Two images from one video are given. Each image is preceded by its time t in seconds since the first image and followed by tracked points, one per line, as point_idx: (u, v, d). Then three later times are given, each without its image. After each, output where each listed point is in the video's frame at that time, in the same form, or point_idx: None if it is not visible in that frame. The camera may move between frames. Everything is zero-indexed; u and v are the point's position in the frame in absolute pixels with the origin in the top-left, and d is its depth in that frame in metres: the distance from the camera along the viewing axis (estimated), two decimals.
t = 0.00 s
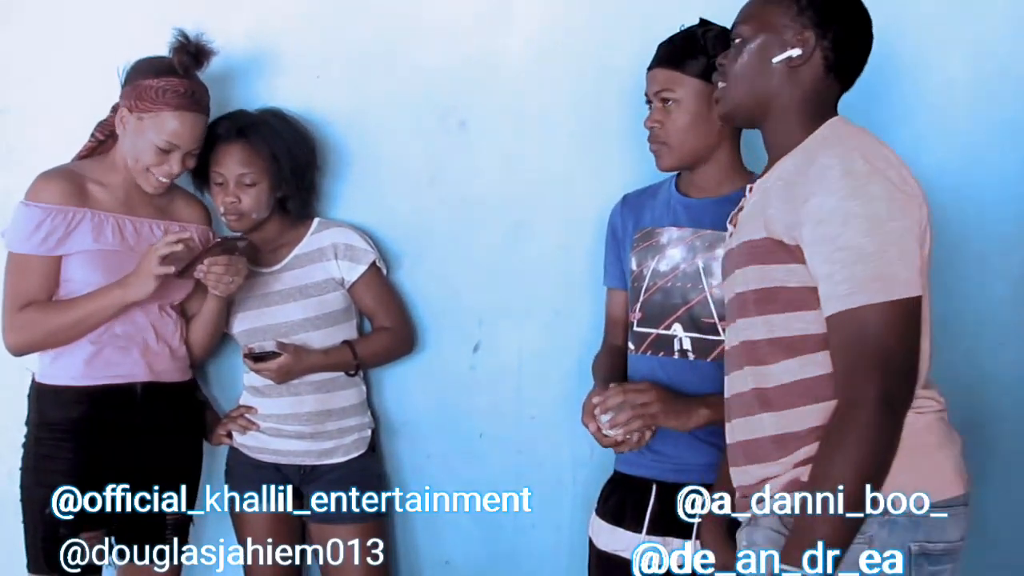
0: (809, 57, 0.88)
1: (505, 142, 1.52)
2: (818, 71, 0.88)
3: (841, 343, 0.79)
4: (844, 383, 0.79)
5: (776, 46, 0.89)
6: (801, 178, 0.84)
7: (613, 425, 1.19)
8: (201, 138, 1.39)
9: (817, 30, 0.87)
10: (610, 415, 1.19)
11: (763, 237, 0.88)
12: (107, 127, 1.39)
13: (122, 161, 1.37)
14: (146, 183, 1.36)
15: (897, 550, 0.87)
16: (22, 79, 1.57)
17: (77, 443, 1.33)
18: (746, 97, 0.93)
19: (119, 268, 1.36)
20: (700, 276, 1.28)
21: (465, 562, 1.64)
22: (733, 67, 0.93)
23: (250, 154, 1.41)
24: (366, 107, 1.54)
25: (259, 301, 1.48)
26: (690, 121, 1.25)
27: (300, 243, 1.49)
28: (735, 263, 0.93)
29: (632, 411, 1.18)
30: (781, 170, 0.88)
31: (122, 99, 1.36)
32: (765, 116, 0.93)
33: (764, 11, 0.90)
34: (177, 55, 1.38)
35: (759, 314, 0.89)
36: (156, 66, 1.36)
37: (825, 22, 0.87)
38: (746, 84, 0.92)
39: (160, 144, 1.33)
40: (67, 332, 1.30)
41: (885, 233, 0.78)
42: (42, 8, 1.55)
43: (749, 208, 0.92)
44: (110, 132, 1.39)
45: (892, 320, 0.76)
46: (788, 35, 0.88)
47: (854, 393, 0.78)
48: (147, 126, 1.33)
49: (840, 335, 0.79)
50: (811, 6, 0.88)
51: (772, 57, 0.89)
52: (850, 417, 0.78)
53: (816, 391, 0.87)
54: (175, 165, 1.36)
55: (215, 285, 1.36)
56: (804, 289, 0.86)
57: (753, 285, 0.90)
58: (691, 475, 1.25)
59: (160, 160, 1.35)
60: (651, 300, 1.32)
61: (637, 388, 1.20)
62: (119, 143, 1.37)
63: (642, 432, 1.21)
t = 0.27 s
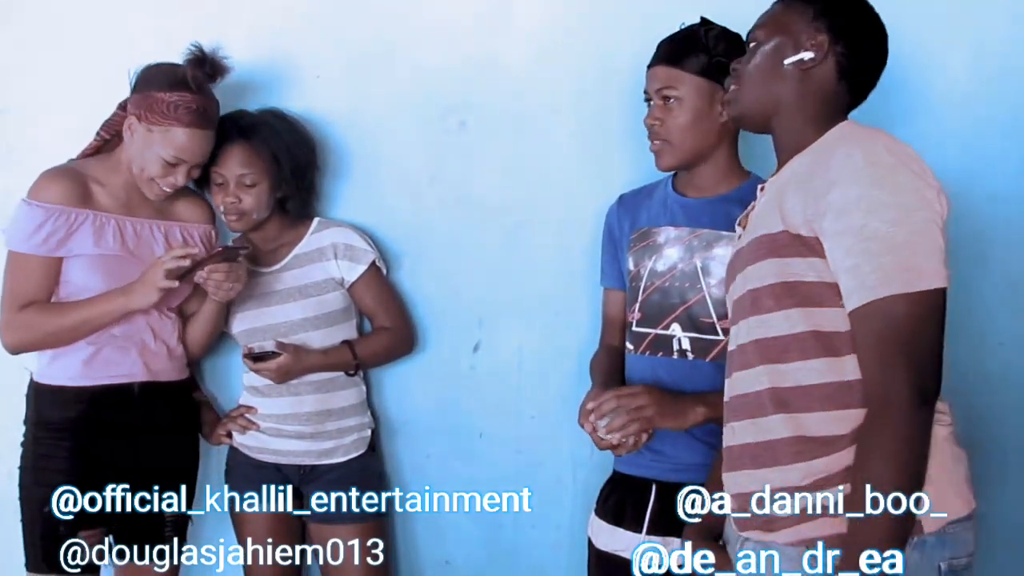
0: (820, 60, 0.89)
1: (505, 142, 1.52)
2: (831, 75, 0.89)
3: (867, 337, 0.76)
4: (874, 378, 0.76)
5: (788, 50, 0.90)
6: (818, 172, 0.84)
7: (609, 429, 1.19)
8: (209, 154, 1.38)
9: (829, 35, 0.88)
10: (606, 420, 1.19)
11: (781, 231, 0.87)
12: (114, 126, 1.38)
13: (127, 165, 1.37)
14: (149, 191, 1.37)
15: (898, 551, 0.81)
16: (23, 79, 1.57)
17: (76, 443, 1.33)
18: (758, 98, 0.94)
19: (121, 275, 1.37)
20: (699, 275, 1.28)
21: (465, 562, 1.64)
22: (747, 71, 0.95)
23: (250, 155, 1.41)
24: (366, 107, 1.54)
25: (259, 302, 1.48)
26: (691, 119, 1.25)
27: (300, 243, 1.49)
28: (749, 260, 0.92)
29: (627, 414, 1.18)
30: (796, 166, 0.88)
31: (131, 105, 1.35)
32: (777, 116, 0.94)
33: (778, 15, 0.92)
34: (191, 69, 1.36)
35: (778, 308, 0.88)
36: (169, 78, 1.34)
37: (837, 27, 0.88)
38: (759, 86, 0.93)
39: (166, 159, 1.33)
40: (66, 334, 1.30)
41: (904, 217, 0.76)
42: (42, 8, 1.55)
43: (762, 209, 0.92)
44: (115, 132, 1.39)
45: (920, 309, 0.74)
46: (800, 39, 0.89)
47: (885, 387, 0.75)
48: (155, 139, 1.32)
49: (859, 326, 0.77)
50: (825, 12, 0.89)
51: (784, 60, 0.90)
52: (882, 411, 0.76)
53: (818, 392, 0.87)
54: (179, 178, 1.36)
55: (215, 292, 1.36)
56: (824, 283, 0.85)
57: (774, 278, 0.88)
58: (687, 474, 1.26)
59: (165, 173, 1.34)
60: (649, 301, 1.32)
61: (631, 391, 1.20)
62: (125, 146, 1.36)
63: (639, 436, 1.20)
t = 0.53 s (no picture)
0: (826, 63, 0.89)
1: (505, 142, 1.52)
2: (840, 75, 0.89)
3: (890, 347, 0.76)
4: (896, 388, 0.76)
5: (794, 54, 0.90)
6: (847, 172, 0.82)
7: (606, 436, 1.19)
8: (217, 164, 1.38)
9: (835, 37, 0.89)
10: (604, 430, 1.19)
11: (804, 231, 0.86)
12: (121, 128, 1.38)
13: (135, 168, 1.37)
14: (158, 195, 1.38)
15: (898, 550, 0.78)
16: (23, 79, 1.57)
17: (76, 443, 1.33)
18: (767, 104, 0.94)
19: (123, 279, 1.37)
20: (696, 275, 1.28)
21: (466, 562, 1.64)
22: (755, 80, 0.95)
23: (251, 157, 1.41)
24: (366, 107, 1.54)
25: (258, 302, 1.48)
26: (691, 118, 1.25)
27: (301, 243, 1.49)
28: (761, 259, 0.91)
29: (625, 423, 1.18)
30: (828, 164, 0.86)
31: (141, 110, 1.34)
32: (787, 121, 0.93)
33: (784, 23, 0.93)
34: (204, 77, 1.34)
35: (787, 309, 0.87)
36: (181, 86, 1.32)
37: (843, 29, 0.88)
38: (767, 92, 0.93)
39: (176, 168, 1.33)
40: (68, 339, 1.30)
41: (929, 221, 0.75)
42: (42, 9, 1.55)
43: (779, 208, 0.91)
44: (122, 134, 1.39)
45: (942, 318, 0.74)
46: (806, 43, 0.90)
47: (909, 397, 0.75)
48: (165, 148, 1.32)
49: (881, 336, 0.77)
50: (829, 17, 0.90)
51: (790, 64, 0.91)
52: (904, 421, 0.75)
53: (816, 392, 0.87)
54: (188, 186, 1.37)
55: (218, 299, 1.37)
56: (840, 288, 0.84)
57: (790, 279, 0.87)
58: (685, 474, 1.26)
59: (173, 181, 1.35)
60: (647, 301, 1.32)
61: (628, 398, 1.20)
62: (134, 149, 1.36)
63: (638, 444, 1.21)
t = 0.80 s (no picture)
0: (855, 60, 0.88)
1: (505, 142, 1.52)
2: (866, 73, 0.89)
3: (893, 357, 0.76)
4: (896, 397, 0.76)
5: (823, 48, 0.89)
6: (863, 176, 0.83)
7: (596, 435, 1.17)
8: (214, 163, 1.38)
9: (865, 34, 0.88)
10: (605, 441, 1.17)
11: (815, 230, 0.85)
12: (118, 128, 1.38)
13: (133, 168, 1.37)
14: (156, 195, 1.38)
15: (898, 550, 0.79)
16: (23, 79, 1.57)
17: (76, 443, 1.33)
18: (787, 95, 0.93)
19: (123, 279, 1.37)
20: (690, 275, 1.28)
21: (466, 562, 1.64)
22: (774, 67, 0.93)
23: (253, 158, 1.41)
24: (366, 107, 1.54)
25: (258, 303, 1.48)
26: (695, 117, 1.24)
27: (300, 245, 1.49)
28: (763, 256, 0.90)
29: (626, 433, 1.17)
30: (841, 165, 0.86)
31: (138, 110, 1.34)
32: (807, 114, 0.93)
33: (810, 11, 0.91)
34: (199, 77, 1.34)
35: (790, 309, 0.87)
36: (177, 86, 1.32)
37: (873, 27, 0.88)
38: (789, 83, 0.92)
39: (173, 168, 1.33)
40: (70, 339, 1.30)
41: (933, 230, 0.76)
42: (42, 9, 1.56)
43: (789, 205, 0.90)
44: (120, 134, 1.39)
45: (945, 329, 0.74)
46: (836, 37, 0.89)
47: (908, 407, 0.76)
48: (161, 148, 1.32)
49: (883, 340, 0.77)
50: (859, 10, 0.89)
51: (819, 58, 0.89)
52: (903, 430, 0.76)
53: (816, 393, 0.87)
54: (186, 186, 1.36)
55: (219, 301, 1.36)
56: (845, 292, 0.84)
57: (793, 277, 0.86)
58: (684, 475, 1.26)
59: (171, 181, 1.35)
60: (642, 301, 1.32)
61: (629, 407, 1.18)
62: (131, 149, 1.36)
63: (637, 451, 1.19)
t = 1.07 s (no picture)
0: (875, 62, 0.88)
1: (505, 142, 1.52)
2: (883, 75, 0.89)
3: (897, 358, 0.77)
4: (901, 400, 0.77)
5: (846, 47, 0.88)
6: (878, 178, 0.82)
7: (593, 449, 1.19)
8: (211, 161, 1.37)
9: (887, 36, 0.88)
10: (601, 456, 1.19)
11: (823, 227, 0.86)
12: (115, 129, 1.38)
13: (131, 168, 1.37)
14: (154, 195, 1.38)
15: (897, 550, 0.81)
16: (22, 78, 1.57)
17: (77, 444, 1.33)
18: (802, 91, 0.92)
19: (124, 277, 1.37)
20: (684, 274, 1.28)
21: (465, 562, 1.64)
22: (790, 61, 0.92)
23: (254, 159, 1.41)
24: (366, 106, 1.54)
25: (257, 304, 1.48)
26: (700, 119, 1.24)
27: (299, 245, 1.49)
28: (768, 253, 0.91)
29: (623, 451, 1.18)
30: (851, 165, 0.86)
31: (134, 110, 1.34)
32: (819, 109, 0.92)
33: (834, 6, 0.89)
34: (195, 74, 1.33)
35: (795, 307, 0.87)
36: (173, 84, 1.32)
37: (895, 28, 0.87)
38: (806, 79, 0.91)
39: (170, 166, 1.32)
40: (71, 339, 1.30)
41: (940, 232, 0.76)
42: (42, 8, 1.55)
43: (796, 199, 0.91)
44: (117, 134, 1.38)
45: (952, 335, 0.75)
46: (859, 36, 0.88)
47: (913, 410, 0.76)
48: (158, 147, 1.32)
49: (889, 344, 0.77)
50: (884, 9, 0.88)
51: (840, 56, 0.89)
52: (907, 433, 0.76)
53: (819, 392, 0.87)
54: (183, 184, 1.36)
55: (217, 302, 1.36)
56: (849, 292, 0.84)
57: (802, 275, 0.86)
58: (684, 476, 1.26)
59: (169, 180, 1.35)
60: (636, 299, 1.32)
61: (630, 429, 1.17)
62: (128, 148, 1.36)
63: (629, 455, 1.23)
